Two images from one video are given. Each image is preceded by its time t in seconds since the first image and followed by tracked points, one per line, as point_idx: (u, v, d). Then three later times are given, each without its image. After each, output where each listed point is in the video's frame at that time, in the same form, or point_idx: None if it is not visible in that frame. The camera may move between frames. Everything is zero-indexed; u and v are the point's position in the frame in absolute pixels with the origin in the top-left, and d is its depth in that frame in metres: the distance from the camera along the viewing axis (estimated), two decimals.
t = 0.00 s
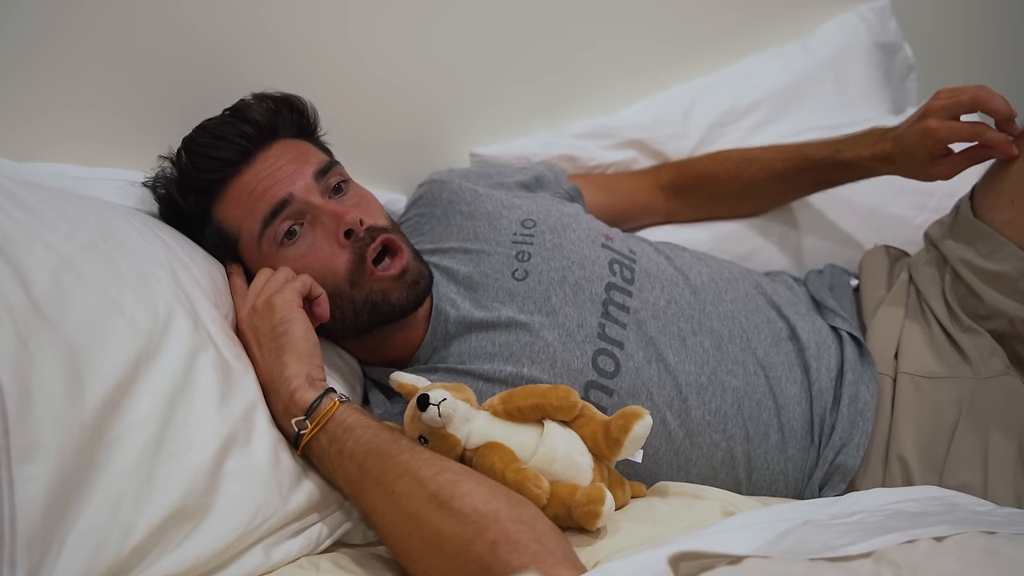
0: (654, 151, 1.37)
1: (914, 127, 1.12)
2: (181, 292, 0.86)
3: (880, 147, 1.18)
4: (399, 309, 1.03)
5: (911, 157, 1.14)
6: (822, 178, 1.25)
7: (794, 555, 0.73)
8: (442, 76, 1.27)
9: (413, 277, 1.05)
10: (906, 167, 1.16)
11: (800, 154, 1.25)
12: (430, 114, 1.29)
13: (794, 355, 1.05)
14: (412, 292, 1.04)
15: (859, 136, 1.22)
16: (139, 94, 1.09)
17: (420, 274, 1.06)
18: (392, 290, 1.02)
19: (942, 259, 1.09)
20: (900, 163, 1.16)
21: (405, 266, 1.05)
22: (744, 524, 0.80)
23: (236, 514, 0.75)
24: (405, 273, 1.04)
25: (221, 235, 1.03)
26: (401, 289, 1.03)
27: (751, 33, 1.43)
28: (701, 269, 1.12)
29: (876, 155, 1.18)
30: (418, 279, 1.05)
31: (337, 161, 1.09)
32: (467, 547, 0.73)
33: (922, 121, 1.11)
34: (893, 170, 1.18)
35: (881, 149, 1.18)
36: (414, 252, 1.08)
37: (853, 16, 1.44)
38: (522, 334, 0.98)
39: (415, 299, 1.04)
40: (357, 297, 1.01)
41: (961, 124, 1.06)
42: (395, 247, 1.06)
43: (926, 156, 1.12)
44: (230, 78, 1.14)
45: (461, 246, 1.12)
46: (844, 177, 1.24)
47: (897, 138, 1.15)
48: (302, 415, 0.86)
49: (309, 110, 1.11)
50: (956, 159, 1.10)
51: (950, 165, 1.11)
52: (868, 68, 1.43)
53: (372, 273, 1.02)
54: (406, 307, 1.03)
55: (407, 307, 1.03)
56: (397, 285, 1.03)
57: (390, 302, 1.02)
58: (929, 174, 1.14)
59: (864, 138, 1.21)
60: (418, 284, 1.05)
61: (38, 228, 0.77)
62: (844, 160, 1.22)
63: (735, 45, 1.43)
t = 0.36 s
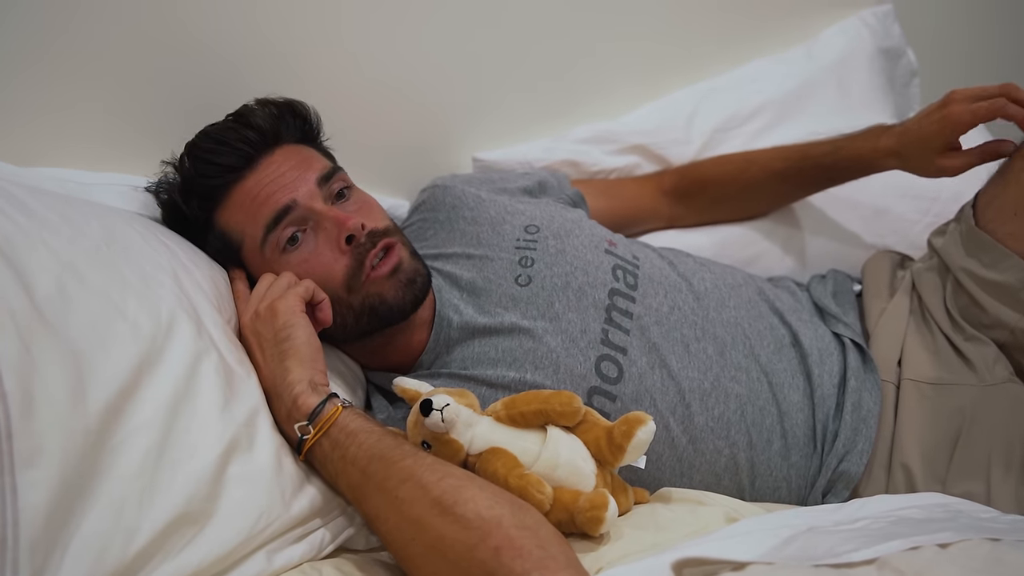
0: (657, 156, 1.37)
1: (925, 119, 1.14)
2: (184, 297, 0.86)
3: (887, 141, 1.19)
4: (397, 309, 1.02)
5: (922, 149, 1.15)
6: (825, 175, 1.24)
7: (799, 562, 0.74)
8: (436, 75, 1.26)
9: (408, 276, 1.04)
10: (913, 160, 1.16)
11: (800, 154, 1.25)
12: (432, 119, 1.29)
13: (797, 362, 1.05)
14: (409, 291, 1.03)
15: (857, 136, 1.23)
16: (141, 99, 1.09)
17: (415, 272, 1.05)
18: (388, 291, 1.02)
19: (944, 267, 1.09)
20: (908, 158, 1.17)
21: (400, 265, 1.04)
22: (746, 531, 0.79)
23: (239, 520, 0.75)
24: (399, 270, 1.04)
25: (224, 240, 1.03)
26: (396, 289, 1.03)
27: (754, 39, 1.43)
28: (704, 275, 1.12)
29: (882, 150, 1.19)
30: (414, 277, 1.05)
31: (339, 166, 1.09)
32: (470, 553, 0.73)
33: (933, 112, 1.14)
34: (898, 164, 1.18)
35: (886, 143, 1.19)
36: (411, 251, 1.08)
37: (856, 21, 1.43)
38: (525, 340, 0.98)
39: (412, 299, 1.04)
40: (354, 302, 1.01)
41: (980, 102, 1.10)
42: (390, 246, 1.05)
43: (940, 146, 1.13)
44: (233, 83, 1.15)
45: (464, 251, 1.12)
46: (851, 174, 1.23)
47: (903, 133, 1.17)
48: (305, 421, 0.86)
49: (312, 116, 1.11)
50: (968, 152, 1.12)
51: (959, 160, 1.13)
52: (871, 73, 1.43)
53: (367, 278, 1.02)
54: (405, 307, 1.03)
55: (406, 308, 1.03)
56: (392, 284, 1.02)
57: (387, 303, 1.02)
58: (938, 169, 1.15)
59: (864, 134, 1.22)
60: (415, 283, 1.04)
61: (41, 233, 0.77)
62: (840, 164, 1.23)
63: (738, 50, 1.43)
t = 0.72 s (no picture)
0: (664, 154, 1.36)
1: (948, 129, 1.15)
2: (186, 297, 0.85)
3: (902, 141, 1.17)
4: (408, 310, 1.02)
5: (940, 154, 1.14)
6: (836, 171, 1.23)
7: (809, 566, 0.73)
8: (445, 73, 1.26)
9: (420, 277, 1.04)
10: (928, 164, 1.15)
11: (808, 154, 1.24)
12: (436, 118, 1.28)
13: (806, 363, 1.04)
14: (420, 293, 1.03)
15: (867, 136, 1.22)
16: (141, 97, 1.08)
17: (426, 274, 1.05)
18: (399, 291, 1.02)
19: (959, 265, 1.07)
20: (925, 161, 1.15)
21: (410, 266, 1.04)
22: (757, 534, 0.78)
23: (242, 523, 0.74)
24: (411, 271, 1.03)
25: (226, 239, 1.02)
26: (408, 290, 1.02)
27: (761, 35, 1.41)
28: (713, 275, 1.11)
29: (895, 152, 1.18)
30: (424, 279, 1.05)
31: (342, 165, 1.08)
32: (476, 556, 0.72)
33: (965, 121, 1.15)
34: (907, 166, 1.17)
35: (899, 145, 1.18)
36: (418, 252, 1.07)
37: (866, 16, 1.42)
38: (531, 341, 0.97)
39: (423, 299, 1.03)
40: (364, 301, 1.00)
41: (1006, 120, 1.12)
42: (398, 247, 1.04)
43: (958, 155, 1.13)
44: (235, 83, 1.14)
45: (469, 252, 1.11)
46: (861, 173, 1.22)
47: (920, 134, 1.17)
48: (308, 423, 0.84)
49: (314, 113, 1.10)
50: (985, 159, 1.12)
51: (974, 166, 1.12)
52: (880, 69, 1.41)
53: (377, 278, 1.01)
54: (416, 309, 1.03)
55: (416, 309, 1.02)
56: (403, 285, 1.02)
57: (399, 304, 1.01)
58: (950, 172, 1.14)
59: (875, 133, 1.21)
60: (425, 284, 1.04)
61: (42, 232, 0.76)
62: (852, 161, 1.21)
63: (744, 47, 1.41)
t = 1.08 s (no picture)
0: (677, 152, 1.31)
1: (982, 125, 1.11)
2: (174, 302, 0.80)
3: (931, 136, 1.13)
4: (405, 312, 0.97)
5: (968, 149, 1.10)
6: (860, 167, 1.18)
7: None
8: (450, 67, 1.22)
9: (419, 277, 0.99)
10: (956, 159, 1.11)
11: (831, 147, 1.20)
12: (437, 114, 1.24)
13: (828, 371, 0.99)
14: (418, 292, 0.98)
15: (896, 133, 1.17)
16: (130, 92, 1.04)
17: (425, 272, 1.00)
18: (398, 293, 0.97)
19: (993, 265, 1.03)
20: (952, 154, 1.11)
21: (410, 265, 0.99)
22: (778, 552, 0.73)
23: (235, 540, 0.69)
24: (408, 270, 0.98)
25: (215, 242, 0.98)
26: (406, 291, 0.97)
27: (776, 26, 1.37)
28: (729, 277, 1.07)
29: (924, 145, 1.13)
30: (423, 277, 0.99)
31: (337, 162, 1.03)
32: None
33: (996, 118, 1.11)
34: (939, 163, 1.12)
35: (929, 141, 1.13)
36: (418, 250, 1.02)
37: (889, 4, 1.36)
38: (538, 347, 0.93)
39: (422, 299, 0.98)
40: (359, 305, 0.96)
41: None
42: (395, 245, 0.99)
43: (987, 151, 1.09)
44: (228, 78, 1.09)
45: (473, 253, 1.07)
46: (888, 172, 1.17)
47: (954, 130, 1.12)
48: (304, 435, 0.80)
49: (306, 107, 1.06)
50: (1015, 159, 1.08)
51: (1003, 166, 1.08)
52: (904, 59, 1.35)
53: (373, 279, 0.96)
54: (414, 309, 0.97)
55: (415, 310, 0.98)
56: (401, 286, 0.97)
57: (395, 306, 0.96)
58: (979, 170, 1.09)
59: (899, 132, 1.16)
60: (424, 284, 0.99)
61: (22, 234, 0.72)
62: (878, 152, 1.16)
63: (759, 40, 1.37)
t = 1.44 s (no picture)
0: (692, 145, 1.28)
1: (1009, 114, 1.08)
2: (172, 302, 0.77)
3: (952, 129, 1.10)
4: (412, 309, 0.94)
5: (990, 139, 1.07)
6: (880, 161, 1.15)
7: None
8: (460, 59, 1.19)
9: (428, 275, 0.96)
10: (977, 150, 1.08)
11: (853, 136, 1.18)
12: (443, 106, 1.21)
13: (851, 372, 0.97)
14: (427, 290, 0.95)
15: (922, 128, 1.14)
16: (128, 85, 1.01)
17: (435, 271, 0.97)
18: (406, 291, 0.94)
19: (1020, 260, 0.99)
20: (973, 144, 1.08)
21: (417, 261, 0.96)
22: (800, 561, 0.70)
23: (236, 548, 0.65)
24: (418, 269, 0.95)
25: (215, 239, 0.95)
26: (415, 290, 0.94)
27: (794, 13, 1.33)
28: (748, 275, 1.05)
29: (944, 136, 1.11)
30: (432, 276, 0.96)
31: (341, 155, 1.00)
32: None
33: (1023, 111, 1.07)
34: (963, 155, 1.09)
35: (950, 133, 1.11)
36: (424, 245, 0.99)
37: None
38: (550, 347, 0.90)
39: (430, 299, 0.95)
40: (366, 301, 0.93)
41: None
42: (403, 241, 0.97)
43: (1009, 141, 1.06)
44: (228, 69, 1.06)
45: (483, 250, 1.05)
46: (916, 168, 1.14)
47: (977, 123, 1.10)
48: (307, 439, 0.77)
49: (307, 98, 1.03)
50: None
51: None
52: (931, 48, 1.29)
53: (381, 273, 0.93)
54: (421, 306, 0.94)
55: (423, 307, 0.95)
56: (410, 284, 0.94)
57: (403, 303, 0.93)
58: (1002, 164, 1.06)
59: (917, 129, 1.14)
60: (434, 282, 0.96)
61: (16, 230, 0.69)
62: (898, 141, 1.14)
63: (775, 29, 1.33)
